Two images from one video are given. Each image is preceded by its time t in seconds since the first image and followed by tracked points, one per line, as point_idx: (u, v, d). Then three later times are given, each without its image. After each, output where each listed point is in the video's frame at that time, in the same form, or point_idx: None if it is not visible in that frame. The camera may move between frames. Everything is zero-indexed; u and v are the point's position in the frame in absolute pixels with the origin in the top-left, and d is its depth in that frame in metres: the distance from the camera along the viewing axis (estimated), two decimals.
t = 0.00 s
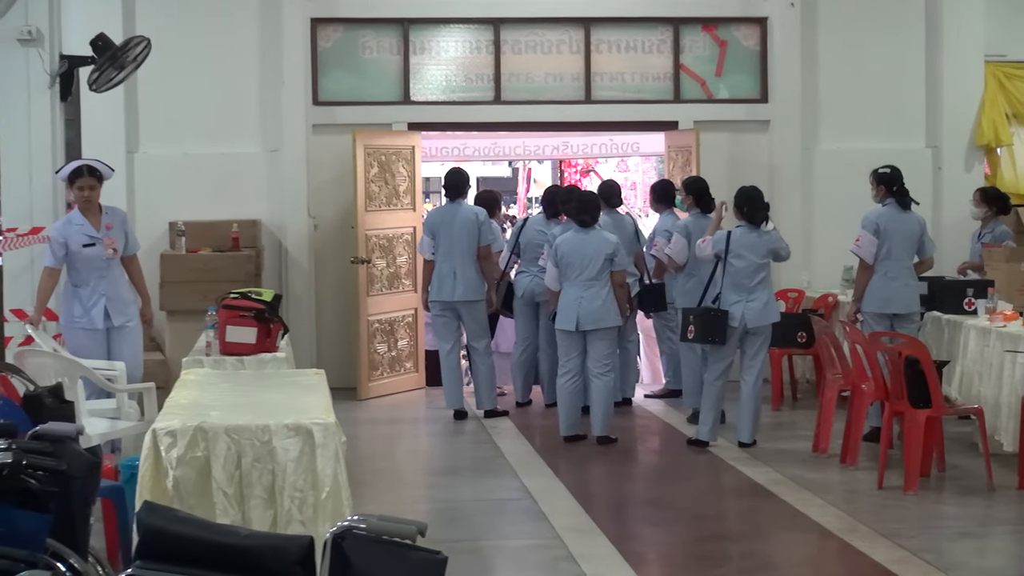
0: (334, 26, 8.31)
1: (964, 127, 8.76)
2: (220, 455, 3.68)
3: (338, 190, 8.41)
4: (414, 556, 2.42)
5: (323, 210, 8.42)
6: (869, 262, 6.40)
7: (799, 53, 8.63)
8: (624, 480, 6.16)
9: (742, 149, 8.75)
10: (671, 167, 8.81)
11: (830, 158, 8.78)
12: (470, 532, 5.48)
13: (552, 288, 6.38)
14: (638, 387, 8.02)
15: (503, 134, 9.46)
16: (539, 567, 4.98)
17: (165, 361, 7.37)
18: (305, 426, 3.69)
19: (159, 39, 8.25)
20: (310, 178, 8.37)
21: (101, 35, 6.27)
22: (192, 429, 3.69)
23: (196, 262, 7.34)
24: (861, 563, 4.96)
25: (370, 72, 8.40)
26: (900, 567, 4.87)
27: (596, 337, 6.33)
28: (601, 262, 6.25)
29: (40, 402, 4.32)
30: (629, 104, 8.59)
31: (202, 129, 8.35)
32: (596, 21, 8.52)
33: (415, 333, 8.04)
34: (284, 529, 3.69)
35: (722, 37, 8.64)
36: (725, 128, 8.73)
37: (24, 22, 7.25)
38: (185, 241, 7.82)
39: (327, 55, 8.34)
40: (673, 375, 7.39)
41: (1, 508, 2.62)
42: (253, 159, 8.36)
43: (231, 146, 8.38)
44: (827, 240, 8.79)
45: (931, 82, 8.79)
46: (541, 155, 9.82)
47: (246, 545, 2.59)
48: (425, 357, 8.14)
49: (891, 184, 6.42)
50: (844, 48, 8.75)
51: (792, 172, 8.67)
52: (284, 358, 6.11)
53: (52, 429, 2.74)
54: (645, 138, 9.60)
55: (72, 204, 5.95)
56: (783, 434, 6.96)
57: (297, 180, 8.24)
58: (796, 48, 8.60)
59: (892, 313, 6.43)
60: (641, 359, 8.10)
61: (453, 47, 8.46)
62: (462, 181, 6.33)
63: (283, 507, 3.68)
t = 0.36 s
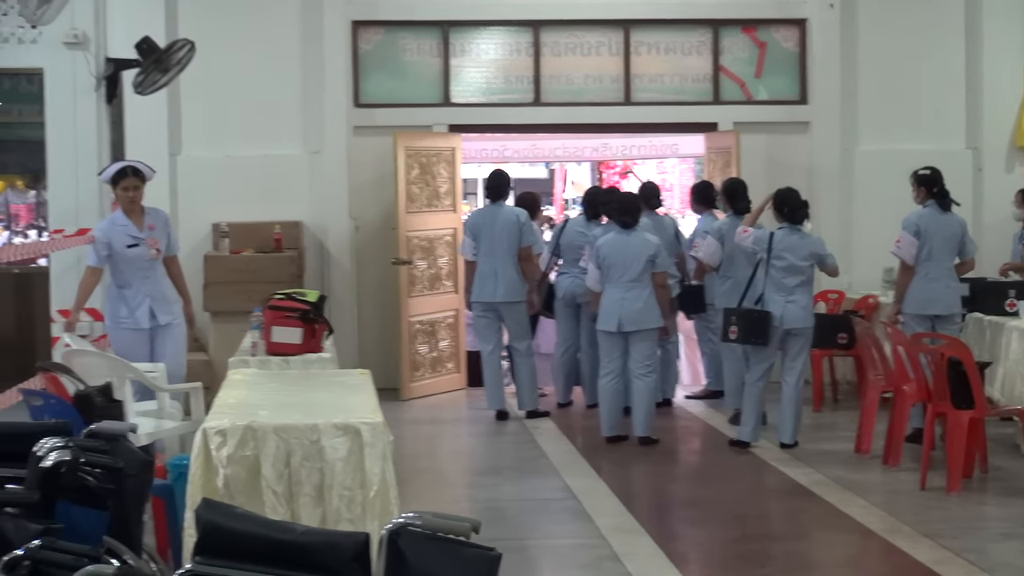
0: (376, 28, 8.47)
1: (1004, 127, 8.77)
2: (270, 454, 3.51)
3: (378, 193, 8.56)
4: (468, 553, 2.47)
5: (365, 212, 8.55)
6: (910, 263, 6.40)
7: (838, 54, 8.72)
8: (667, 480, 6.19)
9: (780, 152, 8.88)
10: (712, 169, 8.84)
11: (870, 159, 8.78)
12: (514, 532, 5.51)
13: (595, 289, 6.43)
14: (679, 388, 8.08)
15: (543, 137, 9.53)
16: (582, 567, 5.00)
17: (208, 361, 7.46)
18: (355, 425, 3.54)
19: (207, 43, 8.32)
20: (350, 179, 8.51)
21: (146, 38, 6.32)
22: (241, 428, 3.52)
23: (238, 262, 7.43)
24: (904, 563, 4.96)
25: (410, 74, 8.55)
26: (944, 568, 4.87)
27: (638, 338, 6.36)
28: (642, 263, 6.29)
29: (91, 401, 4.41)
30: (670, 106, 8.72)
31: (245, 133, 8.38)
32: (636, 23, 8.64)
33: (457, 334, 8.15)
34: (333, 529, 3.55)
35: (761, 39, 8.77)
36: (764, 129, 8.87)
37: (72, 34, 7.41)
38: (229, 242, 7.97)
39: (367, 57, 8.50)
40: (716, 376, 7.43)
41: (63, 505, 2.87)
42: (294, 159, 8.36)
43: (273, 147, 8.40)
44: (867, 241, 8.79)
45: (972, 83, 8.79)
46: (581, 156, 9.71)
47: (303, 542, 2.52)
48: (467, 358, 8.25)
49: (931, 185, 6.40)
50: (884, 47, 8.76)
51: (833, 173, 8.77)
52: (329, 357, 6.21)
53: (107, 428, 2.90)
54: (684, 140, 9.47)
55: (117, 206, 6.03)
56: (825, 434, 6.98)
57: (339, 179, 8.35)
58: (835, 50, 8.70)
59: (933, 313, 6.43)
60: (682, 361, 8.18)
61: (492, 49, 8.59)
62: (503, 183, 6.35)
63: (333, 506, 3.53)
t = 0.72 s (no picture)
0: (491, 28, 8.58)
1: None
2: (382, 450, 3.67)
3: (493, 192, 8.69)
4: (575, 550, 2.29)
5: (480, 213, 8.70)
6: None
7: (957, 50, 8.68)
8: (782, 480, 6.17)
9: (899, 148, 8.78)
10: (828, 167, 8.79)
11: (990, 159, 8.71)
12: (628, 530, 5.50)
13: (709, 287, 6.43)
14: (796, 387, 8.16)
15: (658, 135, 9.51)
16: (696, 566, 4.99)
17: (325, 358, 7.66)
18: (464, 423, 3.67)
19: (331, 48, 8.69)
20: (467, 179, 8.66)
21: (263, 39, 6.33)
22: (355, 426, 3.69)
23: (354, 262, 7.59)
24: None
25: (526, 74, 8.64)
26: None
27: (752, 338, 6.33)
28: (756, 262, 6.25)
29: (208, 398, 4.67)
30: (785, 104, 8.72)
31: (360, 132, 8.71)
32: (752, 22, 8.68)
33: (571, 332, 8.53)
34: (444, 525, 3.65)
35: (878, 36, 8.76)
36: (880, 127, 8.79)
37: (193, 28, 6.89)
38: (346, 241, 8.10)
39: (483, 57, 8.60)
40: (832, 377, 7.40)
41: (175, 501, 2.87)
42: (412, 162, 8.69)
43: (388, 147, 8.72)
44: (989, 240, 8.72)
45: None
46: (698, 155, 9.89)
47: (407, 535, 2.31)
48: (581, 357, 8.53)
49: None
50: (1005, 44, 8.70)
51: (951, 171, 8.71)
52: (442, 356, 6.17)
53: (222, 425, 3.04)
54: (800, 138, 9.70)
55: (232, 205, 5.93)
56: (943, 435, 6.92)
57: (455, 179, 8.56)
58: (954, 45, 8.66)
59: None
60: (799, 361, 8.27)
61: (607, 49, 8.67)
62: (618, 182, 6.58)
63: (444, 502, 3.64)
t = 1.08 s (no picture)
0: (541, 26, 8.82)
1: None
2: (424, 448, 3.78)
3: (545, 190, 8.94)
4: (608, 550, 2.18)
5: (530, 209, 8.96)
6: None
7: (1011, 44, 8.71)
8: (830, 479, 6.13)
9: (951, 146, 8.86)
10: (880, 164, 8.79)
11: None
12: (674, 528, 5.48)
13: (757, 285, 6.42)
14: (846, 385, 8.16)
15: (708, 132, 9.59)
16: (740, 564, 4.96)
17: (376, 356, 7.78)
18: (507, 421, 3.77)
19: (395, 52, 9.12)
20: (518, 177, 8.92)
21: (314, 38, 6.44)
22: (397, 424, 3.81)
23: (403, 259, 7.66)
24: None
25: (576, 71, 8.87)
26: None
27: (800, 335, 6.32)
28: (806, 260, 6.23)
29: (253, 396, 4.33)
30: (838, 101, 8.84)
31: (417, 131, 9.08)
32: (803, 18, 8.81)
33: (621, 331, 8.77)
34: (486, 523, 3.74)
35: (931, 32, 8.82)
36: (934, 123, 8.86)
37: (242, 27, 6.75)
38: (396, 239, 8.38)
39: (533, 55, 8.85)
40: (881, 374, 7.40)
41: (212, 499, 2.70)
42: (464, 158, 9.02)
43: (441, 147, 9.08)
44: None
45: None
46: (749, 152, 9.78)
47: (441, 534, 2.26)
48: (629, 354, 8.80)
49: None
50: None
51: (1007, 168, 8.71)
52: (489, 354, 6.06)
53: (262, 423, 2.88)
54: (853, 134, 9.65)
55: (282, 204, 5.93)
56: (995, 435, 6.87)
57: (504, 176, 8.79)
58: (1008, 40, 8.69)
59: None
60: (849, 356, 8.23)
61: (659, 46, 8.86)
62: (666, 180, 6.95)
63: (486, 500, 3.74)
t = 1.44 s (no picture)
0: (562, 22, 8.84)
1: None
2: (443, 444, 3.77)
3: (566, 187, 8.96)
4: (622, 546, 2.16)
5: (551, 205, 8.99)
6: None
7: None
8: (851, 477, 6.10)
9: (975, 142, 8.83)
10: (903, 161, 8.74)
11: None
12: (694, 526, 5.46)
13: (779, 282, 6.39)
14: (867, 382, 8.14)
15: (731, 128, 9.60)
16: (761, 562, 4.94)
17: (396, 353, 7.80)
18: (525, 417, 3.75)
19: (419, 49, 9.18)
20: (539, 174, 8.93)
21: (334, 34, 6.38)
22: (416, 420, 3.80)
23: (425, 255, 7.75)
24: None
25: (597, 67, 8.88)
26: None
27: (822, 332, 6.31)
28: (827, 257, 6.22)
29: (274, 391, 4.31)
30: (861, 97, 8.82)
31: (440, 128, 9.16)
32: (826, 14, 8.79)
33: (642, 328, 8.78)
34: (504, 520, 3.72)
35: (955, 27, 8.77)
36: (958, 120, 8.83)
37: (263, 22, 6.73)
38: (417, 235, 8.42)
39: (554, 51, 8.88)
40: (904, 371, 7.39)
41: (229, 494, 2.68)
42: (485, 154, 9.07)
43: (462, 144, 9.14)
44: None
45: None
46: (772, 148, 9.74)
47: (458, 530, 2.22)
48: (650, 351, 8.80)
49: None
50: None
51: None
52: (508, 350, 5.98)
53: (280, 417, 2.75)
54: (877, 131, 9.57)
55: (304, 199, 5.94)
56: (1017, 433, 6.84)
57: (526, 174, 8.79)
58: None
59: None
60: (871, 354, 8.21)
61: (681, 42, 8.85)
62: (687, 176, 7.03)
63: (503, 497, 3.72)
